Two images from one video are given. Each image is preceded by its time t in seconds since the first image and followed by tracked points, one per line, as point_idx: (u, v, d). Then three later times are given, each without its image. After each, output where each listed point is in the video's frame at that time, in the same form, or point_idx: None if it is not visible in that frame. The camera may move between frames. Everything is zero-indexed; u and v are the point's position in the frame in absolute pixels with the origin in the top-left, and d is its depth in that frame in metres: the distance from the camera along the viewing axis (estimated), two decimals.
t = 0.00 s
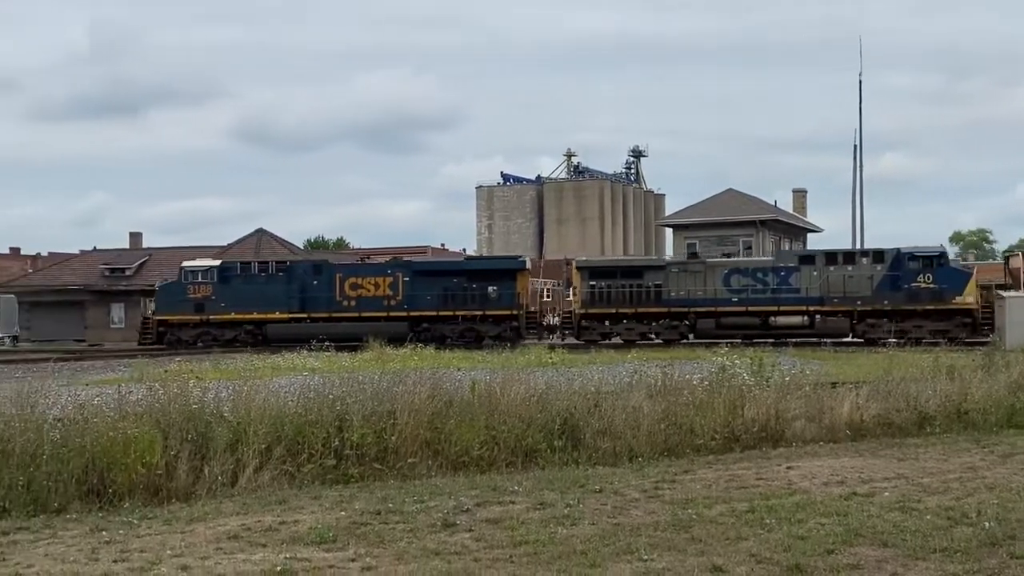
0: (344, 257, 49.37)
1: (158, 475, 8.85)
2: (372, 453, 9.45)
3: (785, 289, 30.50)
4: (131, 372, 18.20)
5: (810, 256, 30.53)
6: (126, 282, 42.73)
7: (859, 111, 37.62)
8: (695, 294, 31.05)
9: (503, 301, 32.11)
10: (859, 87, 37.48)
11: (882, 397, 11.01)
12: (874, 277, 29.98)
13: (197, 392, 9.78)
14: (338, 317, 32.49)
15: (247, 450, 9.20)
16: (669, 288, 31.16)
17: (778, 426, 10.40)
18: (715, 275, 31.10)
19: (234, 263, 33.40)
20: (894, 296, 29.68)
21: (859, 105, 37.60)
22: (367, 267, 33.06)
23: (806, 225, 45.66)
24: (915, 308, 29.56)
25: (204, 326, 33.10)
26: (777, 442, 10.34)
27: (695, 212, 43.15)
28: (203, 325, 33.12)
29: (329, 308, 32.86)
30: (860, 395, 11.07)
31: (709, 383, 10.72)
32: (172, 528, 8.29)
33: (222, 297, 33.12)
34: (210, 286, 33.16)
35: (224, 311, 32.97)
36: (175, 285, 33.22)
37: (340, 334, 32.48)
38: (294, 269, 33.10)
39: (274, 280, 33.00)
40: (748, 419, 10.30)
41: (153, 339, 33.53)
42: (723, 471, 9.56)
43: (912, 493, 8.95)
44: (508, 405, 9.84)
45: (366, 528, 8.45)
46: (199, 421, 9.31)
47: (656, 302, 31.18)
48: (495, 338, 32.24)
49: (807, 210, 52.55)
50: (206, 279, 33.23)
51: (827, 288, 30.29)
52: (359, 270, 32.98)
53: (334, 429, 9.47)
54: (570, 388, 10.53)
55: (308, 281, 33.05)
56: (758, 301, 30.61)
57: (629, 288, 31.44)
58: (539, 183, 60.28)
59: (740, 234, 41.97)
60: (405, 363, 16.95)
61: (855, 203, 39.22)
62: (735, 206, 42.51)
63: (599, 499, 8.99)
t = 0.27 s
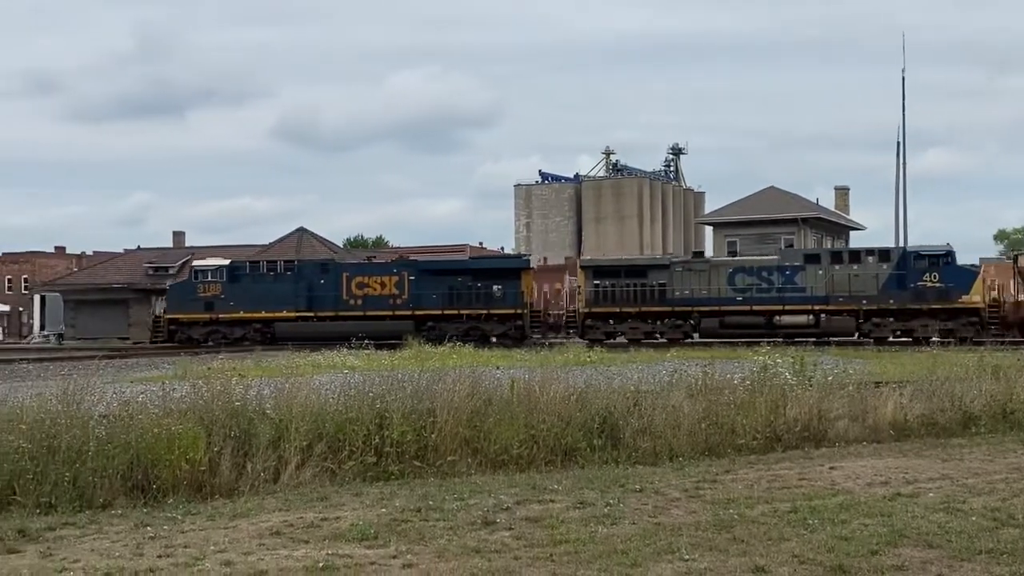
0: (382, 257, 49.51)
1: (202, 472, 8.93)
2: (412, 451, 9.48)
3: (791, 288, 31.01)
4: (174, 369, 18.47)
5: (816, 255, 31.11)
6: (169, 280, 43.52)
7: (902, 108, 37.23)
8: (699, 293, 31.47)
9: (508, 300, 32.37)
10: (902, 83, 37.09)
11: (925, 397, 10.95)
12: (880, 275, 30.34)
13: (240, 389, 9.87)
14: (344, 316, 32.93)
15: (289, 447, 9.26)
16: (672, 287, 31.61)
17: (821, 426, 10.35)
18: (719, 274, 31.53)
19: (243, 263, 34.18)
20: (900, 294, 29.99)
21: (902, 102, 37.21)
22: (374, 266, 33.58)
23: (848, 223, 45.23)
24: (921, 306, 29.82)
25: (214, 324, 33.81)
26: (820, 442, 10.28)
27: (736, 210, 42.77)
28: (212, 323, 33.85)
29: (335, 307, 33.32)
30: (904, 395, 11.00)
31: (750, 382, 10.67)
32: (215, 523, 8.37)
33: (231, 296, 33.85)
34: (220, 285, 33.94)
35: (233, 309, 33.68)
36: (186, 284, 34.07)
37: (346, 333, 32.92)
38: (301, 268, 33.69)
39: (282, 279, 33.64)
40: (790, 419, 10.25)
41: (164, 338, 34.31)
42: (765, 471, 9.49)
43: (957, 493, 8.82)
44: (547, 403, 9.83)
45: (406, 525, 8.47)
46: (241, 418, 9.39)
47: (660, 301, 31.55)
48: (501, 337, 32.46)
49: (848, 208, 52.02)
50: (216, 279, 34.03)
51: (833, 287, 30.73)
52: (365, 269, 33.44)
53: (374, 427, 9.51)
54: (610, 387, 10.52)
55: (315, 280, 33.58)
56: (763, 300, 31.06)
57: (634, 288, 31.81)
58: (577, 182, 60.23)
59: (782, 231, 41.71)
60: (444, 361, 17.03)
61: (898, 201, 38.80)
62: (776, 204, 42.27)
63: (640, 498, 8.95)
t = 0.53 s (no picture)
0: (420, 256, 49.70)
1: (244, 469, 9.01)
2: (452, 450, 9.49)
3: (796, 288, 30.95)
4: (216, 367, 18.65)
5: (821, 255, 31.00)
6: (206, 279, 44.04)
7: (946, 106, 36.83)
8: (703, 293, 31.39)
9: (513, 300, 32.80)
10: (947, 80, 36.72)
11: (970, 399, 10.95)
12: (886, 276, 30.17)
13: (281, 386, 9.93)
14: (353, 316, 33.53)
15: (330, 445, 9.30)
16: (677, 287, 31.46)
17: (864, 427, 10.33)
18: (724, 274, 31.47)
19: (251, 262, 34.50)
20: (906, 294, 29.82)
21: (946, 100, 36.81)
22: (381, 265, 34.06)
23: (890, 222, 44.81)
24: (926, 307, 29.64)
25: (223, 323, 34.16)
26: (863, 443, 10.26)
27: (777, 209, 42.45)
28: (221, 322, 34.20)
29: (342, 306, 33.86)
30: (948, 396, 11.02)
31: (793, 383, 10.64)
32: (257, 521, 8.41)
33: (240, 295, 34.22)
34: (228, 285, 34.29)
35: (242, 309, 34.08)
36: (195, 283, 34.36)
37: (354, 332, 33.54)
38: (309, 268, 34.11)
39: (290, 279, 34.05)
40: (833, 420, 10.23)
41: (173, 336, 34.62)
42: (808, 473, 9.43)
43: (1003, 496, 8.69)
44: (588, 403, 9.82)
45: (446, 524, 8.46)
46: (282, 416, 9.45)
47: (665, 301, 31.47)
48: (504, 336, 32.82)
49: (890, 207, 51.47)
50: (224, 278, 34.37)
51: (837, 288, 30.61)
52: (373, 269, 33.96)
53: (413, 425, 9.53)
54: (649, 387, 10.51)
55: (322, 280, 34.07)
56: (768, 300, 31.07)
57: (638, 287, 31.75)
58: (614, 180, 60.05)
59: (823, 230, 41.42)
60: (484, 360, 17.10)
61: (942, 200, 38.41)
62: (817, 203, 42.00)
63: (682, 499, 8.90)
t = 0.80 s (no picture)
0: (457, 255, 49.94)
1: (282, 468, 9.09)
2: (488, 449, 9.50)
3: (797, 288, 31.77)
4: (256, 365, 18.86)
5: (823, 256, 31.78)
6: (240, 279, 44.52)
7: (988, 103, 36.36)
8: (702, 293, 32.52)
9: (515, 300, 34.23)
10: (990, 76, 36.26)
11: (1013, 400, 10.92)
12: (888, 276, 30.82)
13: (319, 386, 9.97)
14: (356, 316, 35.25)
15: (367, 444, 9.33)
16: (677, 288, 32.64)
17: (904, 429, 10.30)
18: (725, 275, 32.49)
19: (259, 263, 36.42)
20: (907, 294, 30.42)
21: (988, 97, 36.34)
22: (385, 266, 35.64)
23: (931, 221, 44.33)
24: (927, 306, 30.23)
25: (232, 322, 36.20)
26: (903, 446, 10.22)
27: (817, 208, 42.21)
28: (230, 321, 36.25)
29: (346, 306, 35.59)
30: (991, 398, 10.99)
31: (832, 385, 10.59)
32: (295, 519, 8.44)
33: (248, 295, 36.16)
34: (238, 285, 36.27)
35: (250, 309, 36.04)
36: (206, 284, 36.45)
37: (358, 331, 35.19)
38: (314, 268, 35.89)
39: (296, 279, 35.86)
40: (873, 422, 10.20)
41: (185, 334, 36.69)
42: (847, 474, 9.36)
43: None
44: (625, 403, 9.80)
45: (483, 524, 8.45)
46: (321, 415, 9.50)
47: (666, 301, 32.57)
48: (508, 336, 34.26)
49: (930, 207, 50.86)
50: (234, 279, 36.35)
51: (839, 288, 31.38)
52: (377, 270, 35.59)
53: (451, 424, 9.55)
54: (686, 387, 10.48)
55: (327, 280, 35.79)
56: (769, 300, 31.93)
57: (640, 288, 32.89)
58: (651, 180, 59.88)
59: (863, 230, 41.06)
60: (520, 359, 17.12)
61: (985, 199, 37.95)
62: (857, 202, 41.65)
63: (719, 501, 8.85)
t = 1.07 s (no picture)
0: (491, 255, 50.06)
1: (318, 466, 9.16)
2: (522, 449, 9.51)
3: (797, 288, 31.66)
4: (290, 364, 18.99)
5: (822, 256, 31.59)
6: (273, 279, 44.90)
7: None
8: (702, 293, 32.45)
9: (517, 300, 34.37)
10: None
11: None
12: (887, 276, 30.72)
13: (353, 385, 10.03)
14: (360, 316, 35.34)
15: (402, 442, 9.37)
16: (677, 288, 32.59)
17: (942, 430, 10.24)
18: (724, 275, 32.38)
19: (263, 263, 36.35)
20: (907, 295, 30.34)
21: None
22: (388, 266, 35.76)
23: (969, 221, 43.86)
24: (927, 307, 30.14)
25: (236, 322, 35.97)
26: (941, 447, 10.17)
27: (854, 207, 41.87)
28: (234, 321, 36.01)
29: (351, 306, 35.64)
30: None
31: (869, 385, 10.54)
32: (330, 517, 8.49)
33: (253, 295, 36.05)
34: (243, 285, 36.15)
35: (255, 309, 35.86)
36: (211, 283, 36.29)
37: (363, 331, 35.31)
38: (319, 268, 35.93)
39: (301, 279, 35.88)
40: (910, 422, 10.14)
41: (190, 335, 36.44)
42: (885, 475, 9.29)
43: None
44: (660, 402, 9.78)
45: (517, 524, 8.44)
46: (356, 413, 9.55)
47: (666, 301, 32.57)
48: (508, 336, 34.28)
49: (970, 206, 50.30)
50: (239, 278, 36.26)
51: (838, 288, 31.24)
52: (381, 270, 35.71)
53: (485, 424, 9.56)
54: (722, 387, 10.46)
55: (332, 280, 35.84)
56: (768, 300, 31.82)
57: (639, 288, 32.93)
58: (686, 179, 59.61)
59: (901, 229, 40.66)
60: (554, 360, 17.11)
61: None
62: (895, 201, 41.30)
63: (755, 502, 8.78)
